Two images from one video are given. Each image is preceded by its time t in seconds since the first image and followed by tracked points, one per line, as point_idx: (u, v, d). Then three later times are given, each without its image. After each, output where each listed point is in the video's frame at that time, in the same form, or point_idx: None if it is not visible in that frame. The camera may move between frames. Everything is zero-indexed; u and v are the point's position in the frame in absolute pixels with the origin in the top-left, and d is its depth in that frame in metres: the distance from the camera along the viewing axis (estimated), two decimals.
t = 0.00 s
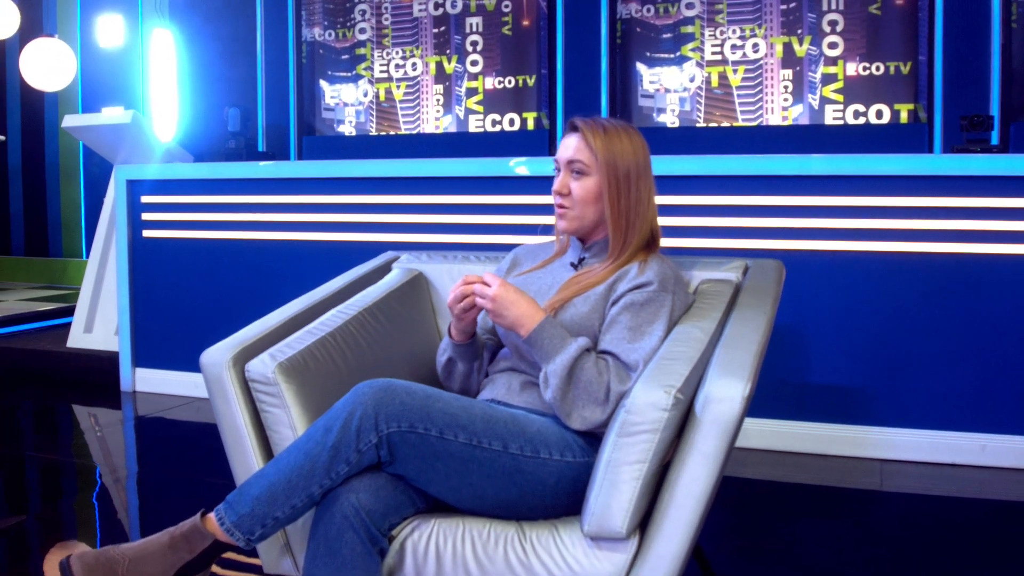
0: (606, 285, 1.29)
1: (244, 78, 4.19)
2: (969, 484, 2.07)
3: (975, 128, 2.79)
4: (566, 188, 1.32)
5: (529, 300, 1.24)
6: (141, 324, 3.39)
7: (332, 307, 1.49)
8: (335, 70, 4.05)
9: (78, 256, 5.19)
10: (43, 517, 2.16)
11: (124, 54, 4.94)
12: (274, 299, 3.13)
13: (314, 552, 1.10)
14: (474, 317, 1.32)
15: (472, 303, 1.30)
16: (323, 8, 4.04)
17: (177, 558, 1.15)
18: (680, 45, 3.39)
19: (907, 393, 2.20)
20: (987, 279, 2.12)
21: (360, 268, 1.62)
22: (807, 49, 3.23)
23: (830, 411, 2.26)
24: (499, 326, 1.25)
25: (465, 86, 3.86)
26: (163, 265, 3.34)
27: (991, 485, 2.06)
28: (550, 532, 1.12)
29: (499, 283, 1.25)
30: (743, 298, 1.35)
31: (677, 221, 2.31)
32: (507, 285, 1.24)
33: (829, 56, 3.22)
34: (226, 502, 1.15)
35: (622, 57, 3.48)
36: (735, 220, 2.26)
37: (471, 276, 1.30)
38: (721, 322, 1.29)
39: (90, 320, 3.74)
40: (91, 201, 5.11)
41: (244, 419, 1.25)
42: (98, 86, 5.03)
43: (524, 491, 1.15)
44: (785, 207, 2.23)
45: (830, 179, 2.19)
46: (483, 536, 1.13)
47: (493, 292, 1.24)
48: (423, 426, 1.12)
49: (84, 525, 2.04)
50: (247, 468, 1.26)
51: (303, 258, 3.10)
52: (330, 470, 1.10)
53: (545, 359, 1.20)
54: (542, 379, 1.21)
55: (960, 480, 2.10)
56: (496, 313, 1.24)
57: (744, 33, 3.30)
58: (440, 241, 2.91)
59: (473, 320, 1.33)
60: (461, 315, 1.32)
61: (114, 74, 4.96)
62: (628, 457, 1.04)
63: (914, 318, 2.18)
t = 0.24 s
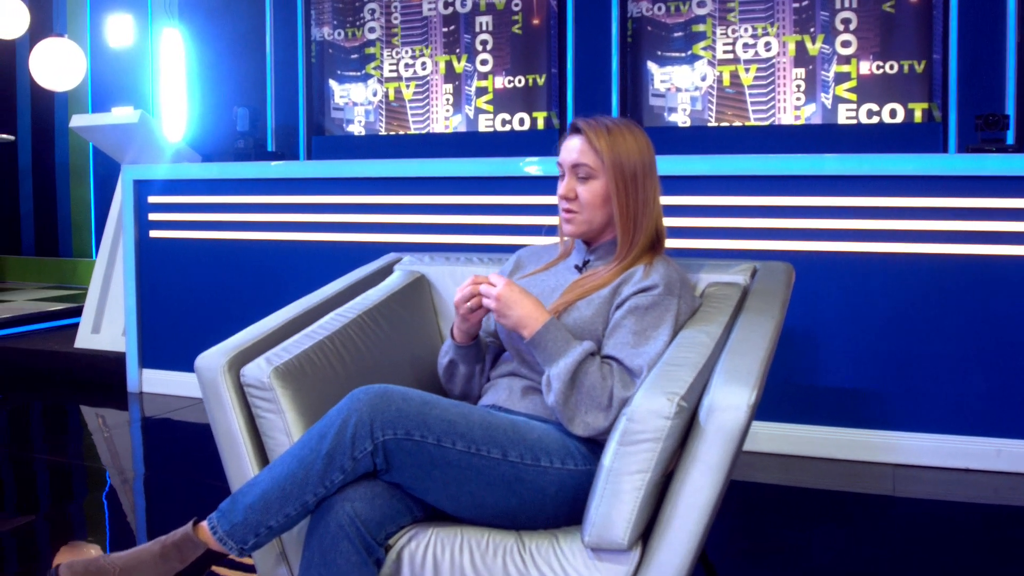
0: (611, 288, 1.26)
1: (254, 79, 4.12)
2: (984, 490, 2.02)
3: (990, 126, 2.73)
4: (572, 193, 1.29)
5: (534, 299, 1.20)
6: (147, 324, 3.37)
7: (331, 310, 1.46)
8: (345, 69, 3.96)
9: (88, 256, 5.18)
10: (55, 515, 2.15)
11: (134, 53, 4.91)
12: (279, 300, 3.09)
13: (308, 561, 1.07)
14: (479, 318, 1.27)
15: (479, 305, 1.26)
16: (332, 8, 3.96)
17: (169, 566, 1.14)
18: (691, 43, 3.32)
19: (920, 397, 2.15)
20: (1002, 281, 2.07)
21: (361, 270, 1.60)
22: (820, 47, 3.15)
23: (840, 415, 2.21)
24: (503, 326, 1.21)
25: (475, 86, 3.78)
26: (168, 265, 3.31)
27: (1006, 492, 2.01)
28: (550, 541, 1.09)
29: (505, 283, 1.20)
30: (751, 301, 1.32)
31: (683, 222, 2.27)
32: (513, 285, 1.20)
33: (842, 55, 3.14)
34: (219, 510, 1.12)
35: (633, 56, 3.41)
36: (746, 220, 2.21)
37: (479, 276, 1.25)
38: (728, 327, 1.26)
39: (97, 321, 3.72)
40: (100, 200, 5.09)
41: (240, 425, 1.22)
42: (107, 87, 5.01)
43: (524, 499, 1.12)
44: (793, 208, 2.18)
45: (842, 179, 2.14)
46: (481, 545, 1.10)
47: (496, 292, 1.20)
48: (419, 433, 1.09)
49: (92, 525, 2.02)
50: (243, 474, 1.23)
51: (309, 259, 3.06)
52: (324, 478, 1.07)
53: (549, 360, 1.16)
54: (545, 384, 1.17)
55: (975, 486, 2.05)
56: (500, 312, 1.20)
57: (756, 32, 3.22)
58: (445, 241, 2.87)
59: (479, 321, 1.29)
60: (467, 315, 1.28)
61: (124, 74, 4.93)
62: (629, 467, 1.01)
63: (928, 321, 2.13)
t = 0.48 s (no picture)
0: (614, 292, 1.23)
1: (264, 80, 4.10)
2: (1000, 498, 1.96)
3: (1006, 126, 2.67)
4: (573, 195, 1.25)
5: (534, 305, 1.17)
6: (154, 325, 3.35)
7: (329, 314, 1.43)
8: (354, 69, 3.91)
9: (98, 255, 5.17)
10: (64, 516, 2.14)
11: (144, 54, 4.90)
12: (284, 301, 3.06)
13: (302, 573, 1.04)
14: (479, 324, 1.25)
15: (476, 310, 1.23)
16: (342, 7, 3.90)
17: None
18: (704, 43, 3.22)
19: (934, 402, 2.10)
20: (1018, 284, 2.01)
21: (361, 273, 1.57)
22: (833, 47, 3.07)
23: (853, 420, 2.16)
24: (502, 332, 1.18)
25: (485, 85, 3.74)
26: (173, 266, 3.29)
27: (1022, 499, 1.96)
28: (549, 554, 1.06)
29: (503, 288, 1.18)
30: (758, 306, 1.29)
31: (690, 223, 2.23)
32: (510, 290, 1.17)
33: (855, 54, 3.06)
34: (211, 519, 1.09)
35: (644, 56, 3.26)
36: (756, 222, 2.17)
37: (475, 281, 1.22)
38: (734, 332, 1.22)
39: (104, 322, 3.70)
40: (111, 201, 5.07)
41: (234, 432, 1.20)
42: (118, 88, 5.00)
43: (523, 508, 1.09)
44: (803, 209, 2.14)
45: (853, 180, 2.10)
46: (479, 558, 1.07)
47: (495, 297, 1.17)
48: (415, 441, 1.06)
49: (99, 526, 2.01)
50: (237, 482, 1.20)
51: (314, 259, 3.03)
52: (317, 487, 1.04)
53: (549, 366, 1.14)
54: (545, 391, 1.15)
55: (991, 493, 2.00)
56: (498, 319, 1.17)
57: (768, 30, 3.14)
58: (450, 243, 2.84)
59: (478, 327, 1.26)
60: (465, 322, 1.25)
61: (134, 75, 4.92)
62: (630, 478, 0.98)
63: (942, 323, 2.08)
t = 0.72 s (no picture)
0: (617, 294, 1.20)
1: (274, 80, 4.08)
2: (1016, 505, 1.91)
3: None
4: (575, 195, 1.22)
5: (534, 309, 1.15)
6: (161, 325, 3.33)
7: (328, 316, 1.40)
8: (364, 68, 3.90)
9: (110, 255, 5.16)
10: (71, 516, 2.12)
11: (154, 53, 4.87)
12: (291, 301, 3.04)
13: None
14: (477, 328, 1.23)
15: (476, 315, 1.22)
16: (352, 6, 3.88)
17: None
18: (715, 42, 3.14)
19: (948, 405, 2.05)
20: None
21: (360, 275, 1.53)
22: (847, 45, 2.99)
23: (866, 423, 2.11)
24: (502, 336, 1.16)
25: (495, 85, 3.70)
26: (180, 265, 3.27)
27: None
28: (548, 566, 1.02)
29: (502, 291, 1.16)
30: (765, 309, 1.26)
31: (697, 222, 2.19)
32: (509, 293, 1.16)
33: (869, 53, 2.98)
34: (201, 527, 1.06)
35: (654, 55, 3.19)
36: (766, 223, 2.13)
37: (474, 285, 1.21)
38: (740, 337, 1.19)
39: (113, 322, 3.69)
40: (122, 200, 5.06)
41: (227, 437, 1.17)
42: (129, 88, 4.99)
43: (521, 518, 1.06)
44: (813, 209, 2.10)
45: (864, 180, 2.05)
46: (477, 569, 1.03)
47: (494, 300, 1.16)
48: (410, 448, 1.03)
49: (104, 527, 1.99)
50: (230, 487, 1.18)
51: (317, 260, 3.01)
52: (309, 494, 1.02)
53: (548, 371, 1.11)
54: (545, 397, 1.12)
55: (1007, 498, 1.94)
56: (497, 322, 1.15)
57: (781, 29, 3.06)
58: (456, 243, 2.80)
59: (477, 331, 1.24)
60: (463, 325, 1.23)
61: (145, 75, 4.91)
62: (630, 487, 0.94)
63: (956, 325, 2.03)
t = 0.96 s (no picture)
0: (619, 297, 1.17)
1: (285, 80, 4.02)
2: None
3: None
4: (575, 192, 1.20)
5: (535, 310, 1.11)
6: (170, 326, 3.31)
7: (325, 319, 1.38)
8: (375, 68, 3.83)
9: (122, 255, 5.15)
10: (84, 515, 2.10)
11: (166, 53, 4.84)
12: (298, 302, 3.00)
13: None
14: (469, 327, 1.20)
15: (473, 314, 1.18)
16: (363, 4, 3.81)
17: None
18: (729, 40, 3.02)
19: (964, 410, 1.99)
20: None
21: (363, 276, 1.52)
22: (862, 43, 2.86)
23: (880, 428, 2.06)
24: (502, 338, 1.12)
25: (507, 84, 3.61)
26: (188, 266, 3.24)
27: None
28: None
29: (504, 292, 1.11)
30: (773, 312, 1.22)
31: (704, 224, 2.14)
32: (511, 294, 1.11)
33: (885, 51, 2.85)
34: (191, 535, 1.03)
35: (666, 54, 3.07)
36: (778, 224, 2.08)
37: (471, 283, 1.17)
38: (746, 341, 1.16)
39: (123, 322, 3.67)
40: (134, 200, 5.05)
41: (221, 441, 1.15)
42: (142, 88, 4.97)
43: (519, 527, 1.03)
44: (824, 210, 2.05)
45: (881, 179, 1.99)
46: None
47: (495, 301, 1.11)
48: (404, 455, 1.00)
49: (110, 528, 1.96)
50: (223, 493, 1.15)
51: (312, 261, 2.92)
52: (301, 502, 0.99)
53: (549, 376, 1.08)
54: (545, 402, 1.08)
55: None
56: (498, 324, 1.11)
57: (796, 26, 2.94)
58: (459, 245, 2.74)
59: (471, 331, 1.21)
60: (456, 325, 1.20)
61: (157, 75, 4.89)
62: (630, 497, 0.91)
63: (973, 327, 1.97)
